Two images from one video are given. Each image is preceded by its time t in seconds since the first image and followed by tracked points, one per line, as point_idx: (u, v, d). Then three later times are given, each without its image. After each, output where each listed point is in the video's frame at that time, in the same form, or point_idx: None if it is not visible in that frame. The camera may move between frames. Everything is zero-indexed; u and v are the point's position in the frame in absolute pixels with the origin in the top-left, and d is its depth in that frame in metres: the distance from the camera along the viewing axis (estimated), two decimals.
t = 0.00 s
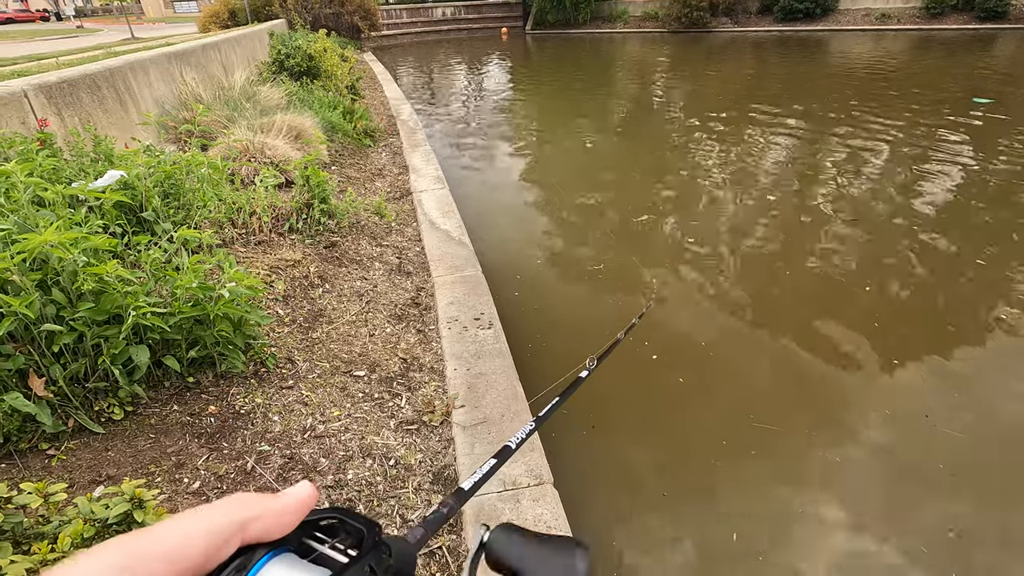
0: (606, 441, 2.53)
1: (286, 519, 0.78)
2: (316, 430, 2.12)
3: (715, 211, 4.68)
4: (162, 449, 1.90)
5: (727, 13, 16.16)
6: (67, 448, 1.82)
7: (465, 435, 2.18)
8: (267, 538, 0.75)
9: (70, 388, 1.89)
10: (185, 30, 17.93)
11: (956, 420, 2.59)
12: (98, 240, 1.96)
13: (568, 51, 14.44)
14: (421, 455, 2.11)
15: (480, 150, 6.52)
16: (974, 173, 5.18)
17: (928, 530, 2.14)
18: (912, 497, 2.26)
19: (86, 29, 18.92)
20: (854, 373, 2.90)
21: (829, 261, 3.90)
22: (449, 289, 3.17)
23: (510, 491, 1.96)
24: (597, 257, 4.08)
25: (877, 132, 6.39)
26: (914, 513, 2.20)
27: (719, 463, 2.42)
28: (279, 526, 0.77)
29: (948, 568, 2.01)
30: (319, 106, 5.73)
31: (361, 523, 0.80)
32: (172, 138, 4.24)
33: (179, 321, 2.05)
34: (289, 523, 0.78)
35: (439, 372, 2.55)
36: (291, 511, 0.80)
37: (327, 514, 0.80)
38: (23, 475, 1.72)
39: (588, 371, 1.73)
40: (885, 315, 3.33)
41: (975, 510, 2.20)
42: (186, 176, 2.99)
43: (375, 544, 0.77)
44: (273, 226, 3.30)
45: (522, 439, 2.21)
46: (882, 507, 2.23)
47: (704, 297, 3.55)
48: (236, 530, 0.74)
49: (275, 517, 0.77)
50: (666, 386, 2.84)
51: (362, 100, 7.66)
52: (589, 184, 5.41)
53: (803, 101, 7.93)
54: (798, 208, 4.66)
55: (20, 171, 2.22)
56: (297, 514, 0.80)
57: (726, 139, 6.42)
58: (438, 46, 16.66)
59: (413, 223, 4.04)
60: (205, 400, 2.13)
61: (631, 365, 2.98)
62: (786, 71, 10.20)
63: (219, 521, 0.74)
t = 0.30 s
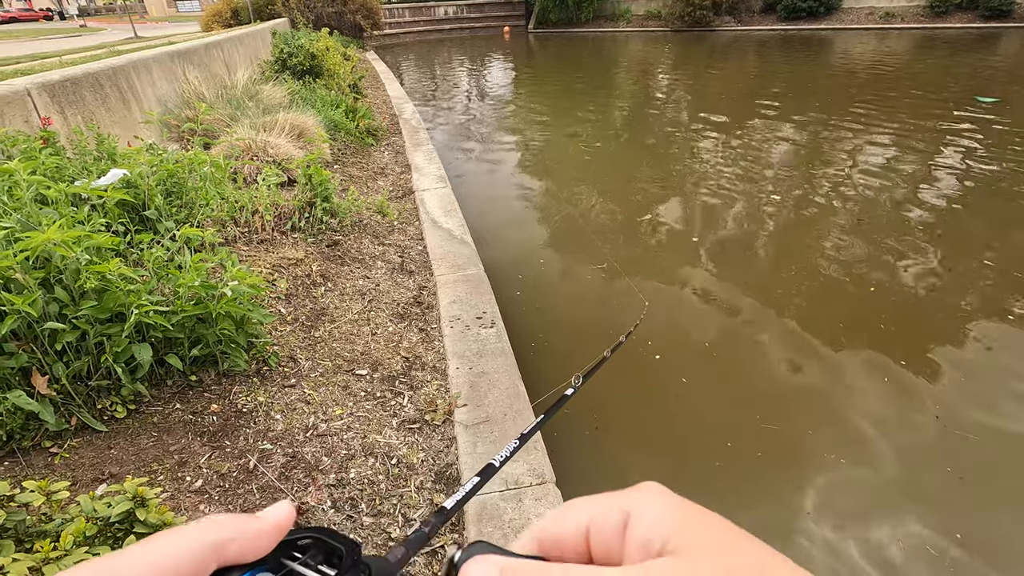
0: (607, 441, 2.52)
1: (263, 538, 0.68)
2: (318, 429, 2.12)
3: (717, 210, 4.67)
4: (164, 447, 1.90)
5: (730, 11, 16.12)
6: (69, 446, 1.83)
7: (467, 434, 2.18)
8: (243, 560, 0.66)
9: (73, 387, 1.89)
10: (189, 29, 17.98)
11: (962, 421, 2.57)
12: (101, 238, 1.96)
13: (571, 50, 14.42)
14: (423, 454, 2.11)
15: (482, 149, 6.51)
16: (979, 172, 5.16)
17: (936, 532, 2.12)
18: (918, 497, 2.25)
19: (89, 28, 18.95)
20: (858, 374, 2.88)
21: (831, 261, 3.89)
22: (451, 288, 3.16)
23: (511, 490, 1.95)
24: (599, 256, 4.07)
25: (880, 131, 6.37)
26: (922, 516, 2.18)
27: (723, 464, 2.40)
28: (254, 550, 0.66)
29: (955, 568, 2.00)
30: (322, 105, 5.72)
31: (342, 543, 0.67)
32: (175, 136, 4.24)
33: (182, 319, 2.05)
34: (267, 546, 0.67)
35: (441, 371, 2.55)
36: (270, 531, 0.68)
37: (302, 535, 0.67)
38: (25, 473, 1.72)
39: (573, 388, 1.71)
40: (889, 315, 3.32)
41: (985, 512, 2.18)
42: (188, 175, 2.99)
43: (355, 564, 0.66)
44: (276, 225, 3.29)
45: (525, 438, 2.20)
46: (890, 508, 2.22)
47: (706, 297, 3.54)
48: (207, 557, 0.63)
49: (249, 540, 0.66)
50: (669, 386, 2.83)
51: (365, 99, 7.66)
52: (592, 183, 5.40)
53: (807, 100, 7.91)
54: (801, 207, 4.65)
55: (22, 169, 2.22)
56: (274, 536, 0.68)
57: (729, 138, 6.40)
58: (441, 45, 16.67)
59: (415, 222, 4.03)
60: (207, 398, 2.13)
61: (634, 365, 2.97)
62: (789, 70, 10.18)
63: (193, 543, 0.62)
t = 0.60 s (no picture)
0: (610, 440, 2.51)
1: (272, 546, 0.71)
2: (320, 428, 2.12)
3: (720, 209, 4.65)
4: (168, 445, 1.91)
5: (732, 10, 16.09)
6: (73, 444, 1.83)
7: (470, 433, 2.18)
8: (253, 567, 0.68)
9: (77, 384, 1.90)
10: (191, 28, 18.00)
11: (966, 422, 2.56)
12: (105, 236, 1.97)
13: (573, 48, 14.41)
14: (425, 453, 2.11)
15: (485, 148, 6.51)
16: (983, 171, 5.14)
17: (942, 534, 2.11)
18: (923, 498, 2.24)
19: (92, 26, 18.97)
20: (861, 373, 2.87)
21: (834, 260, 3.88)
22: (453, 287, 3.16)
23: (514, 489, 1.95)
24: (601, 255, 4.06)
25: (884, 130, 6.35)
26: (928, 517, 2.17)
27: (726, 464, 2.40)
28: (263, 556, 0.69)
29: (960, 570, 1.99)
30: (324, 104, 5.72)
31: (351, 548, 0.76)
32: (178, 135, 4.25)
33: (185, 317, 2.05)
34: (275, 553, 0.71)
35: (443, 370, 2.55)
36: (279, 537, 0.72)
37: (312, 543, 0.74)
38: (29, 470, 1.72)
39: (582, 392, 1.69)
40: (891, 314, 3.31)
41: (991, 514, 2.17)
42: (191, 173, 3.00)
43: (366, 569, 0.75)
44: (278, 223, 3.30)
45: (528, 437, 2.20)
46: (896, 510, 2.21)
47: (708, 296, 3.53)
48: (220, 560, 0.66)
49: (260, 547, 0.69)
50: (672, 385, 2.82)
51: (367, 98, 7.66)
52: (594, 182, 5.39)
53: (809, 99, 7.89)
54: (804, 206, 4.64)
55: (26, 167, 2.22)
56: (282, 544, 0.72)
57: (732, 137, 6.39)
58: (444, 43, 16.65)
59: (417, 220, 4.03)
60: (210, 396, 2.13)
61: (636, 365, 2.96)
62: (793, 68, 10.15)
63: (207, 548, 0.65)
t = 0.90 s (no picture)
0: (611, 441, 2.51)
1: (247, 530, 0.66)
2: (323, 426, 2.12)
3: (722, 209, 4.65)
4: (171, 443, 1.92)
5: (735, 9, 16.07)
6: (77, 441, 1.84)
7: (471, 432, 2.18)
8: (226, 551, 0.65)
9: (81, 382, 1.91)
10: (194, 27, 18.06)
11: (968, 422, 2.56)
12: (109, 235, 1.98)
13: (576, 48, 14.42)
14: (427, 452, 2.12)
15: (487, 148, 6.51)
16: (986, 171, 5.13)
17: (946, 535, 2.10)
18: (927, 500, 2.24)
19: (96, 25, 19.07)
20: (863, 373, 2.87)
21: (837, 260, 3.87)
22: (455, 286, 3.16)
23: (515, 488, 1.96)
24: (604, 255, 4.06)
25: (887, 129, 6.34)
26: (932, 519, 2.16)
27: (728, 464, 2.40)
28: (237, 540, 0.65)
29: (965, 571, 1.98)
30: (327, 103, 5.73)
31: (325, 532, 0.68)
32: (181, 135, 4.27)
33: (188, 316, 2.06)
34: (251, 537, 0.66)
35: (445, 369, 2.56)
36: (252, 523, 0.67)
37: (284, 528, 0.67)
38: (33, 468, 1.73)
39: (558, 382, 1.70)
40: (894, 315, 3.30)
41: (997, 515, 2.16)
42: (194, 173, 3.01)
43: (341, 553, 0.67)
44: (281, 223, 3.31)
45: (529, 436, 2.20)
46: (899, 511, 2.20)
47: (710, 296, 3.53)
48: (190, 548, 0.62)
49: (233, 529, 0.65)
50: (673, 385, 2.82)
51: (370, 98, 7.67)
52: (596, 181, 5.39)
53: (813, 99, 7.88)
54: (806, 206, 4.63)
55: (31, 167, 2.23)
56: (257, 528, 0.67)
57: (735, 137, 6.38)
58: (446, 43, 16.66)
59: (419, 220, 4.04)
60: (213, 395, 2.14)
61: (638, 365, 2.96)
62: (796, 67, 10.13)
63: (173, 537, 0.61)
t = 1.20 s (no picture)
0: (614, 441, 2.51)
1: (254, 538, 0.76)
2: (325, 424, 2.13)
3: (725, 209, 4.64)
4: (174, 440, 1.92)
5: (739, 9, 16.04)
6: (80, 438, 1.85)
7: (473, 431, 2.18)
8: (232, 559, 0.73)
9: (84, 380, 1.92)
10: (197, 27, 18.12)
11: (973, 423, 2.55)
12: (113, 233, 1.98)
13: (579, 48, 14.41)
14: (429, 450, 2.12)
15: (489, 147, 6.51)
16: (991, 172, 5.11)
17: (952, 539, 2.09)
18: (934, 503, 2.22)
19: (100, 25, 19.11)
20: (867, 374, 2.86)
21: (841, 260, 3.86)
22: (458, 285, 3.16)
23: (517, 487, 1.96)
24: (606, 255, 4.06)
25: (891, 130, 6.32)
26: (938, 521, 2.15)
27: (731, 464, 2.40)
28: (245, 548, 0.74)
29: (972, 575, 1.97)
30: (330, 103, 5.74)
31: (336, 539, 0.79)
32: (185, 133, 4.29)
33: (191, 314, 2.07)
34: (257, 545, 0.75)
35: (447, 368, 2.55)
36: (260, 531, 0.77)
37: (297, 533, 0.78)
38: (37, 465, 1.74)
39: (573, 385, 1.69)
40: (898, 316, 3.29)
41: (1003, 519, 2.15)
42: (198, 171, 3.02)
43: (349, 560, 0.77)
44: (283, 221, 3.31)
45: (531, 435, 2.20)
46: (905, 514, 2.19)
47: (713, 296, 3.53)
48: (198, 555, 0.70)
49: (239, 538, 0.74)
50: (677, 385, 2.82)
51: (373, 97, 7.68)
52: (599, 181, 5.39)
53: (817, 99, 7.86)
54: (810, 206, 4.62)
55: (36, 164, 2.24)
56: (264, 537, 0.76)
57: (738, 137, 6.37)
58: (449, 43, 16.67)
59: (422, 219, 4.04)
60: (216, 393, 2.14)
61: (641, 365, 2.96)
62: (799, 68, 10.11)
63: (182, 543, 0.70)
